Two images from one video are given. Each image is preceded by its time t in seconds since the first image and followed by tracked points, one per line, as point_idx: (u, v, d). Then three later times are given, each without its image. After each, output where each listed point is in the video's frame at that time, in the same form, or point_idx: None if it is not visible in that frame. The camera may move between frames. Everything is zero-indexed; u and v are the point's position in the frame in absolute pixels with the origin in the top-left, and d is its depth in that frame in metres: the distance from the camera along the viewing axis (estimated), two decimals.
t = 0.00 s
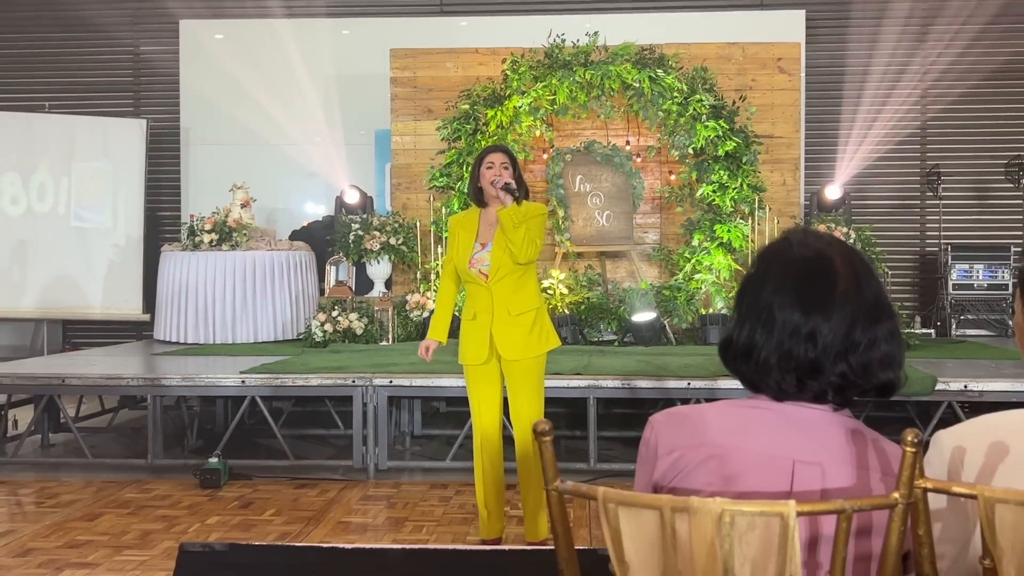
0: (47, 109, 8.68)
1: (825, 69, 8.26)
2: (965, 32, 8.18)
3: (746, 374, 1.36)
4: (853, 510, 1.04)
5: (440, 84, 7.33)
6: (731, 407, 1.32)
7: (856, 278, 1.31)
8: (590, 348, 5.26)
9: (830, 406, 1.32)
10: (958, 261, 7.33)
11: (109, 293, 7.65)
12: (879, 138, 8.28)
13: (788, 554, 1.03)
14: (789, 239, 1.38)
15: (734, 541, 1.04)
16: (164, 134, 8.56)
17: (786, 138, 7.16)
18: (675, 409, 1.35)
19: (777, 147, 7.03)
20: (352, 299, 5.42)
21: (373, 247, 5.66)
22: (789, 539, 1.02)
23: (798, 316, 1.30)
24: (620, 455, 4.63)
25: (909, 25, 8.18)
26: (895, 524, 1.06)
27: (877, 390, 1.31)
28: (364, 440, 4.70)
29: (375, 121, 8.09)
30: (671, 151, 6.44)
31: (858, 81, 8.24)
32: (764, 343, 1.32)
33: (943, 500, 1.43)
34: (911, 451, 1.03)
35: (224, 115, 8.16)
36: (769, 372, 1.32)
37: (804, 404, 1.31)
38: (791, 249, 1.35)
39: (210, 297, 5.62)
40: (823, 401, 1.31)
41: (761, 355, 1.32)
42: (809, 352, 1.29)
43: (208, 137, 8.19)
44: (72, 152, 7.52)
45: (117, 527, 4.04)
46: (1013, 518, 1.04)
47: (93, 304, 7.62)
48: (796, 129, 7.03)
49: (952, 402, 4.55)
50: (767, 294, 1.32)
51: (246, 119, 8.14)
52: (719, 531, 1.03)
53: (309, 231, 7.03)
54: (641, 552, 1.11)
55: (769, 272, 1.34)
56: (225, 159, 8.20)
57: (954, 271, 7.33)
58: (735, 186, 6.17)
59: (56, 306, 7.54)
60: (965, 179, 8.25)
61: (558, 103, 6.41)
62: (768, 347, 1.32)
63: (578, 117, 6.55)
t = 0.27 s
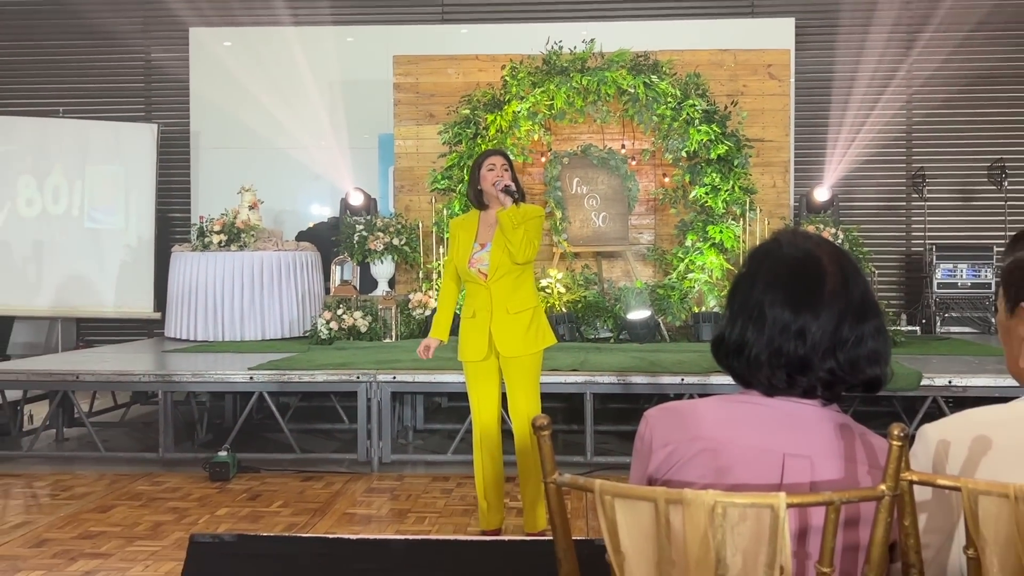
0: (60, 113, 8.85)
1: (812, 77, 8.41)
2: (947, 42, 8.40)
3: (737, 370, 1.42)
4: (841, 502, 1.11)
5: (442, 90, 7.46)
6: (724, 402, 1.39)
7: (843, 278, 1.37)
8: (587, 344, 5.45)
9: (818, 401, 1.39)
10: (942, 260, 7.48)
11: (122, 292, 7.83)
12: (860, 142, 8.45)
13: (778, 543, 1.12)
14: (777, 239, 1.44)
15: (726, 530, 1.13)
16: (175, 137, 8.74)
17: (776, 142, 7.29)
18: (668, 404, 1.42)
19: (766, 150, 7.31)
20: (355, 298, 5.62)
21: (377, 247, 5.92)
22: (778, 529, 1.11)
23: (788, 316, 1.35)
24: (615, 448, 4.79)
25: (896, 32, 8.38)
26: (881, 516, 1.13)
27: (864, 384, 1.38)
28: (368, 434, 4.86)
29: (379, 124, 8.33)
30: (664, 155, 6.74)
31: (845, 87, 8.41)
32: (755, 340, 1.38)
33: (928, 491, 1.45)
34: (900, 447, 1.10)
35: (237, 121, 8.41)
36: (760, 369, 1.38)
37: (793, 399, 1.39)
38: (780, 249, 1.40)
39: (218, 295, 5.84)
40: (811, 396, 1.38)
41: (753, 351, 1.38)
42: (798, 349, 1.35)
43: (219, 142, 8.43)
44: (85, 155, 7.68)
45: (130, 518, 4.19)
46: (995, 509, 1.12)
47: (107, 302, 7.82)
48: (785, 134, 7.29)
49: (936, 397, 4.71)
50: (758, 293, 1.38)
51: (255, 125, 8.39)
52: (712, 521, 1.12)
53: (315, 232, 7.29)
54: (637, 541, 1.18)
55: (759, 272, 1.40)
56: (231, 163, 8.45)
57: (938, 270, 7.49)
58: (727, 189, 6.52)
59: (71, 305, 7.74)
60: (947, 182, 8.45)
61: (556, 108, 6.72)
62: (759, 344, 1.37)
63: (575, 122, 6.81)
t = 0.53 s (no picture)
0: (86, 122, 9.53)
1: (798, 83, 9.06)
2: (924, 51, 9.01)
3: (725, 365, 1.51)
4: (824, 487, 1.13)
5: (446, 100, 8.38)
6: (712, 393, 1.47)
7: (824, 277, 1.47)
8: (583, 340, 5.80)
9: (802, 393, 1.47)
10: (918, 260, 7.90)
11: (143, 291, 8.42)
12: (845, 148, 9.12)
13: (764, 527, 1.14)
14: (763, 241, 1.54)
15: (715, 515, 1.16)
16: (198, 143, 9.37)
17: (760, 148, 8.10)
18: (660, 396, 1.50)
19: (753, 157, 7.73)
20: (364, 297, 6.07)
21: (385, 249, 6.33)
22: (764, 514, 1.14)
23: (772, 312, 1.45)
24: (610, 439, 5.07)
25: (875, 45, 9.02)
26: (861, 503, 1.13)
27: (846, 378, 1.46)
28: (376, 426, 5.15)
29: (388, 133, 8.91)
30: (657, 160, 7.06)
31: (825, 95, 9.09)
32: (741, 336, 1.47)
33: (904, 478, 1.48)
34: (876, 434, 1.12)
35: (248, 127, 8.98)
36: (746, 363, 1.47)
37: (778, 390, 1.46)
38: (766, 250, 1.50)
39: (236, 294, 6.27)
40: (796, 388, 1.46)
41: (739, 346, 1.47)
42: (782, 344, 1.44)
43: (234, 149, 9.01)
44: (109, 163, 8.27)
45: (152, 504, 4.48)
46: (969, 494, 1.15)
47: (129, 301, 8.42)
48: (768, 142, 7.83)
49: (912, 389, 4.98)
50: (744, 291, 1.48)
51: (267, 131, 8.96)
52: (701, 506, 1.15)
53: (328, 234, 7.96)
54: (629, 525, 1.22)
55: (746, 271, 1.50)
56: (245, 168, 8.99)
57: (914, 269, 7.90)
58: (715, 193, 6.88)
59: (96, 303, 8.33)
60: (922, 186, 9.10)
61: (553, 117, 7.08)
62: (746, 339, 1.46)
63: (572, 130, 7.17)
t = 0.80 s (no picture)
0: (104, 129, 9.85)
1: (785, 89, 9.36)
2: (904, 60, 9.28)
3: (719, 359, 1.62)
4: (811, 477, 1.19)
5: (449, 106, 8.79)
6: (705, 387, 1.58)
7: (812, 276, 1.57)
8: (581, 337, 6.07)
9: (790, 385, 1.57)
10: (902, 260, 8.30)
11: (159, 289, 8.80)
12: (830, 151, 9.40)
13: (753, 516, 1.20)
14: (756, 242, 1.65)
15: (707, 503, 1.21)
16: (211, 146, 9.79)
17: (749, 152, 8.48)
18: (657, 389, 1.62)
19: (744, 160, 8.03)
20: (371, 295, 6.43)
21: (391, 249, 6.74)
22: (755, 502, 1.19)
23: (763, 309, 1.56)
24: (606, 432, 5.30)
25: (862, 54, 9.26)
26: (848, 490, 1.20)
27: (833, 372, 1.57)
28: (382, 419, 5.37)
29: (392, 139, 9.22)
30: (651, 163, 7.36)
31: (813, 103, 9.40)
32: (734, 332, 1.58)
33: (889, 468, 1.54)
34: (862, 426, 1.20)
35: (261, 132, 9.33)
36: (739, 357, 1.58)
37: (768, 384, 1.57)
38: (757, 252, 1.61)
39: (249, 292, 6.75)
40: (784, 381, 1.57)
41: (732, 342, 1.58)
42: (772, 339, 1.55)
43: (248, 153, 9.34)
44: (127, 167, 8.63)
45: (168, 494, 4.70)
46: (950, 485, 1.19)
47: (147, 299, 8.79)
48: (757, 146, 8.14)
49: (896, 382, 5.21)
50: (737, 290, 1.59)
51: (277, 135, 9.31)
52: (694, 495, 1.20)
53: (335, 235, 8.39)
54: (626, 513, 1.28)
55: (738, 271, 1.61)
56: (257, 172, 9.33)
57: (898, 268, 8.28)
58: (708, 195, 7.15)
59: (116, 302, 8.72)
60: (905, 188, 9.38)
61: (552, 122, 7.34)
62: (738, 335, 1.57)
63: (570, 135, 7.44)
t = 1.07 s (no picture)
0: (122, 134, 10.41)
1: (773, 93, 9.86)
2: (890, 67, 9.74)
3: (711, 354, 1.69)
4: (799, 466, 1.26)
5: (452, 112, 8.98)
6: (699, 381, 1.64)
7: (801, 274, 1.65)
8: (578, 333, 6.34)
9: (779, 379, 1.65)
10: (886, 259, 8.64)
11: (175, 290, 9.10)
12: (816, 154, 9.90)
13: (743, 504, 1.25)
14: (748, 241, 1.72)
15: (699, 492, 1.27)
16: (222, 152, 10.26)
17: (740, 156, 8.72)
18: (652, 383, 1.68)
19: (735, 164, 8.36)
20: (377, 293, 6.80)
21: (396, 249, 7.08)
22: (745, 490, 1.25)
23: (754, 306, 1.63)
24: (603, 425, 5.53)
25: (845, 61, 9.78)
26: (835, 479, 1.28)
27: (821, 367, 1.64)
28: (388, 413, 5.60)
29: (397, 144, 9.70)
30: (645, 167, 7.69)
31: (800, 109, 9.86)
32: (726, 327, 1.66)
33: (874, 458, 1.57)
34: (847, 418, 1.27)
35: (272, 139, 9.77)
36: (730, 351, 1.65)
37: (759, 378, 1.64)
38: (750, 250, 1.68)
39: (261, 291, 7.17)
40: (773, 375, 1.64)
41: (723, 337, 1.66)
42: (762, 334, 1.62)
43: (259, 158, 9.79)
44: (142, 171, 8.93)
45: (183, 484, 4.92)
46: (932, 473, 1.27)
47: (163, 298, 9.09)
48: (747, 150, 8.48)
49: (881, 377, 5.43)
50: (729, 287, 1.66)
51: (286, 141, 9.74)
52: (686, 485, 1.26)
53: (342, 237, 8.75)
54: (622, 501, 1.34)
55: (731, 269, 1.68)
56: (269, 176, 9.80)
57: (882, 267, 8.62)
58: (700, 197, 7.51)
59: (131, 300, 8.98)
60: (890, 192, 9.86)
61: (551, 128, 7.64)
62: (730, 330, 1.65)
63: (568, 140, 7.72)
